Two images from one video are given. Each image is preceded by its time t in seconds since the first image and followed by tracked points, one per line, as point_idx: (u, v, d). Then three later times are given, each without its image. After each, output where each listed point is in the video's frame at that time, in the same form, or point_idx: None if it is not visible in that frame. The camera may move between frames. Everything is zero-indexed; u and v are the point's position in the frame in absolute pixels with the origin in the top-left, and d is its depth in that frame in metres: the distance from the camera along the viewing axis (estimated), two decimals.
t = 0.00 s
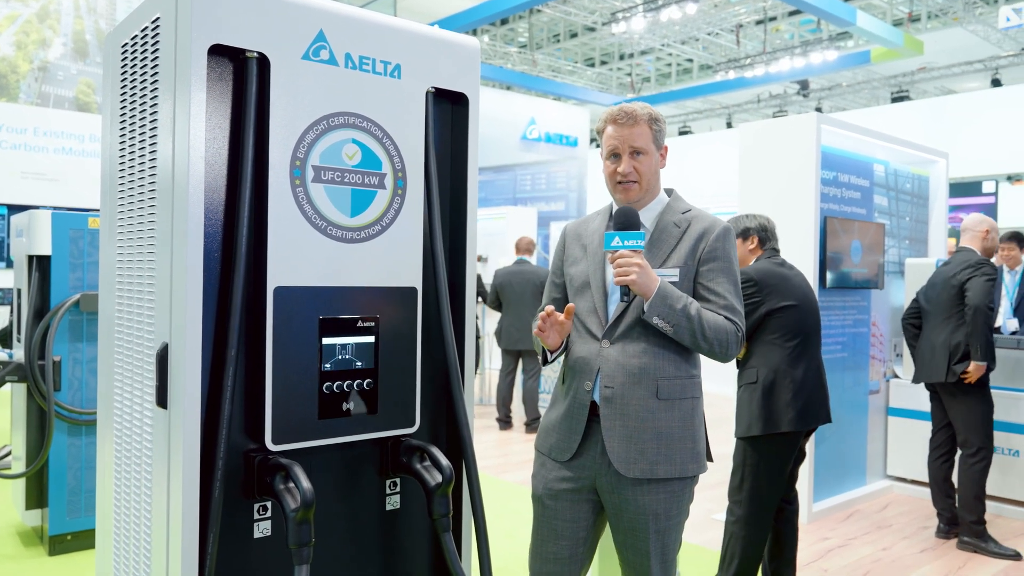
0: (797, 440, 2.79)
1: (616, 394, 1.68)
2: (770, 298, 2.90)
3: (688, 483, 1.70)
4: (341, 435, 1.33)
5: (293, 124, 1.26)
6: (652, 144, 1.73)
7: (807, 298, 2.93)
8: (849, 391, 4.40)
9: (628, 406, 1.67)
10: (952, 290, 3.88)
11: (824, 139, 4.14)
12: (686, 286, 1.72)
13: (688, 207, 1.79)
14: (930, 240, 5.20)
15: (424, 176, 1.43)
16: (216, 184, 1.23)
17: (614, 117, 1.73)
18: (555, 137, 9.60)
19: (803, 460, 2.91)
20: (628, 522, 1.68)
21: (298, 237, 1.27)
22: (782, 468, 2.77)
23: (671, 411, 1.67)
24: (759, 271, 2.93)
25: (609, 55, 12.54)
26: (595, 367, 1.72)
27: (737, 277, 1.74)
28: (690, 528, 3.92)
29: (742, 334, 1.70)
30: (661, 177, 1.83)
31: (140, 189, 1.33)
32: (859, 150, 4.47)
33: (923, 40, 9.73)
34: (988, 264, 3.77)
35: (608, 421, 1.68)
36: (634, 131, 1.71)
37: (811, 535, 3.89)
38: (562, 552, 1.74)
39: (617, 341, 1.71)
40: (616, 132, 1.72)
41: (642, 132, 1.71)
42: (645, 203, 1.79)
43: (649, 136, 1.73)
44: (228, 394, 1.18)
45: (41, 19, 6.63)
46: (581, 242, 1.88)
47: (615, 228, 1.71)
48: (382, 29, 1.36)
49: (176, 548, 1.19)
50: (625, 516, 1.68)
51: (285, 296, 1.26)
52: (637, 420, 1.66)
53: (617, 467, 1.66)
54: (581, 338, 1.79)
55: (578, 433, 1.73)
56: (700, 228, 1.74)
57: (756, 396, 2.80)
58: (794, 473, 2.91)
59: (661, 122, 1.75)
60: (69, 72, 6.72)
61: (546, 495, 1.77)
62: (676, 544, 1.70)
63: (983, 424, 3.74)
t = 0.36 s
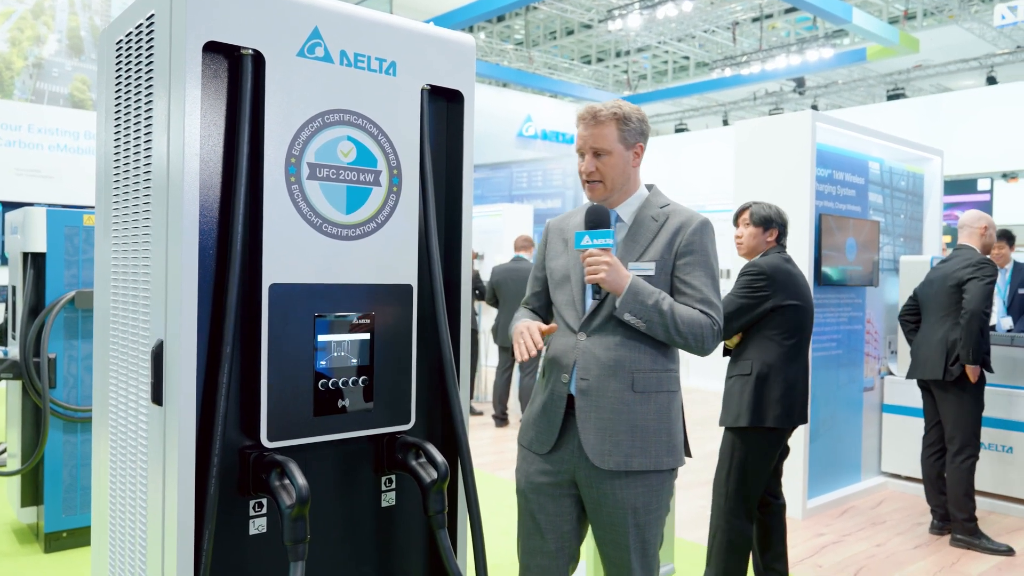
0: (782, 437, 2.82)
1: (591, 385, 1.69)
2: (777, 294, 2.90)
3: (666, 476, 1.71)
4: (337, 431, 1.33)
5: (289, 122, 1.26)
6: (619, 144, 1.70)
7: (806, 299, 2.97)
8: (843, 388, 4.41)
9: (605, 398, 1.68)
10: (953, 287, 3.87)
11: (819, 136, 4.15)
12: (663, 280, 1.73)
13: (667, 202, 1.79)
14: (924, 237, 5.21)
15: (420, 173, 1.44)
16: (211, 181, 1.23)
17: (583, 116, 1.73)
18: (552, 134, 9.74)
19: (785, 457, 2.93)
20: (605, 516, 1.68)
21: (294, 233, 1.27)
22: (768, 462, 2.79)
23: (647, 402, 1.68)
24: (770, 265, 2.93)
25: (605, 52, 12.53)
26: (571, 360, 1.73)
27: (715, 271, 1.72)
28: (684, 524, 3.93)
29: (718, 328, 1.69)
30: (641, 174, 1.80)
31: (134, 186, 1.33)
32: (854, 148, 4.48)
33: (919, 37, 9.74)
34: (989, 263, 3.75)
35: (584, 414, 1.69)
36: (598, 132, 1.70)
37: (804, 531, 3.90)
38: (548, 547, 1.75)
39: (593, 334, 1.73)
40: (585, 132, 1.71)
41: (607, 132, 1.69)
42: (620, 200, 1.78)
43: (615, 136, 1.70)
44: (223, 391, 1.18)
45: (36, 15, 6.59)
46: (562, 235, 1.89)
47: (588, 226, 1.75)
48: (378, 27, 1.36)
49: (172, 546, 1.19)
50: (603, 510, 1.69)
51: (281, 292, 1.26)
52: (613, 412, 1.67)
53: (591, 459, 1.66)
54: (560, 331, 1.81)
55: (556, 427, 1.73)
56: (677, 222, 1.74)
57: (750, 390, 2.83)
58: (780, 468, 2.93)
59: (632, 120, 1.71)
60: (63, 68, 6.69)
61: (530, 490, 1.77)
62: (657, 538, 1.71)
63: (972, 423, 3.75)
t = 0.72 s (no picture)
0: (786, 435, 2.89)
1: (554, 377, 1.70)
2: (795, 294, 2.96)
3: (633, 470, 1.69)
4: (334, 428, 1.33)
5: (286, 119, 1.26)
6: (584, 140, 1.70)
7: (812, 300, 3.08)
8: (839, 384, 4.42)
9: (567, 390, 1.68)
10: (951, 287, 3.84)
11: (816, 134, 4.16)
12: (627, 273, 1.73)
13: (636, 196, 1.79)
14: (921, 235, 5.22)
15: (417, 170, 1.44)
16: (208, 178, 1.23)
17: (550, 115, 1.73)
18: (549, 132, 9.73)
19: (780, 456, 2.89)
20: (573, 508, 1.68)
21: (291, 230, 1.27)
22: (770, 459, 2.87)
23: (609, 395, 1.67)
24: (790, 264, 2.98)
25: (603, 49, 12.52)
26: (536, 353, 1.74)
27: (680, 266, 1.72)
28: (681, 521, 3.94)
29: (680, 321, 1.67)
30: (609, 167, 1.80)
31: (132, 183, 1.32)
32: (852, 145, 4.48)
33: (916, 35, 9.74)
34: (986, 263, 3.72)
35: (546, 404, 1.70)
36: (564, 129, 1.70)
37: (800, 528, 3.91)
38: (530, 538, 1.76)
39: (557, 327, 1.73)
40: (550, 129, 1.71)
41: (572, 129, 1.69)
42: (590, 193, 1.78)
43: (581, 132, 1.69)
44: (221, 388, 1.18)
45: (32, 11, 6.50)
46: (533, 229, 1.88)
47: (551, 219, 1.74)
48: (375, 24, 1.36)
49: (169, 543, 1.19)
50: (571, 503, 1.68)
51: (278, 290, 1.26)
52: (574, 404, 1.67)
53: (554, 450, 1.67)
54: (529, 324, 1.81)
55: (522, 418, 1.74)
56: (643, 216, 1.73)
57: (762, 391, 2.86)
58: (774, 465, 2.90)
59: (598, 114, 1.70)
60: (60, 65, 6.67)
61: (509, 483, 1.78)
62: (629, 532, 1.69)
63: (967, 423, 3.76)
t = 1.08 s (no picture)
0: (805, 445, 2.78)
1: (548, 373, 1.68)
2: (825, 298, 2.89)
3: (627, 460, 1.71)
4: (334, 423, 1.34)
5: (286, 115, 1.26)
6: (575, 134, 1.70)
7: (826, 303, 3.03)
8: (840, 381, 4.41)
9: (562, 385, 1.67)
10: (951, 284, 3.85)
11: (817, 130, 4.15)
12: (612, 267, 1.73)
13: (612, 192, 1.79)
14: (922, 231, 5.22)
15: (417, 166, 1.44)
16: (208, 174, 1.23)
17: (537, 108, 1.69)
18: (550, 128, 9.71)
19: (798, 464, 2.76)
20: (570, 503, 1.68)
21: (291, 226, 1.27)
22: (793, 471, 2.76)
23: (601, 387, 1.69)
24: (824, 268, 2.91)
25: (604, 45, 12.50)
26: (528, 352, 1.72)
27: (661, 258, 1.74)
28: (680, 517, 3.94)
29: (666, 311, 1.68)
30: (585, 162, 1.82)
31: (132, 179, 1.33)
32: (852, 142, 4.48)
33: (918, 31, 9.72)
34: (984, 258, 3.73)
35: (542, 401, 1.68)
36: (556, 122, 1.67)
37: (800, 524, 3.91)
38: (525, 532, 1.77)
39: (547, 324, 1.71)
40: (538, 123, 1.68)
41: (564, 123, 1.67)
42: (567, 191, 1.77)
43: (570, 126, 1.69)
44: (221, 384, 1.18)
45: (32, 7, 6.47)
46: (510, 228, 1.85)
47: (537, 217, 1.71)
48: (375, 20, 1.36)
49: (170, 538, 1.20)
50: (568, 498, 1.68)
51: (278, 285, 1.26)
52: (570, 399, 1.66)
53: (552, 445, 1.66)
54: (515, 324, 1.78)
55: (516, 416, 1.72)
56: (622, 212, 1.74)
57: (785, 395, 2.76)
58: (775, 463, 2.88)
59: (583, 110, 1.71)
60: (61, 62, 6.68)
61: (503, 481, 1.76)
62: (625, 526, 1.70)
63: (977, 418, 3.76)
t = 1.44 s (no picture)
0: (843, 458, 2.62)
1: (552, 373, 1.67)
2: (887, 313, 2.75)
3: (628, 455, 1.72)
4: (336, 422, 1.34)
5: (286, 114, 1.27)
6: (565, 135, 1.70)
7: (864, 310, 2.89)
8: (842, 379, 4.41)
9: (566, 385, 1.67)
10: (954, 286, 3.82)
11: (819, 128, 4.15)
12: (609, 266, 1.73)
13: (602, 192, 1.79)
14: (925, 229, 5.21)
15: (417, 165, 1.44)
16: (209, 174, 1.24)
17: (526, 111, 1.69)
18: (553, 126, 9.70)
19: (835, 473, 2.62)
20: (574, 501, 1.68)
21: (292, 226, 1.28)
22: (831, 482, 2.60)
23: (602, 384, 1.70)
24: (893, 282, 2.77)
25: (608, 42, 12.47)
26: (530, 352, 1.70)
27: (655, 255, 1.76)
28: (682, 515, 3.95)
29: (664, 307, 1.70)
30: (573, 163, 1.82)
31: (133, 178, 1.33)
32: (855, 139, 4.47)
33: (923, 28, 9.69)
34: (986, 259, 3.70)
35: (547, 400, 1.67)
36: (546, 124, 1.67)
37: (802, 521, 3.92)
38: (525, 528, 1.77)
39: (549, 324, 1.70)
40: (528, 126, 1.68)
41: (554, 124, 1.67)
42: (559, 191, 1.77)
43: (560, 128, 1.69)
44: (222, 382, 1.19)
45: (36, 6, 6.49)
46: (500, 230, 1.83)
47: (536, 220, 1.69)
48: (376, 20, 1.36)
49: (171, 536, 1.20)
50: (571, 495, 1.68)
51: (279, 284, 1.27)
52: (574, 398, 1.67)
53: (559, 443, 1.66)
54: (513, 325, 1.76)
55: (519, 417, 1.71)
56: (616, 211, 1.74)
57: (832, 409, 2.58)
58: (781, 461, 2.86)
59: (571, 112, 1.71)
60: (65, 60, 6.69)
61: (504, 480, 1.76)
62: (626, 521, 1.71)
63: (978, 421, 3.76)
